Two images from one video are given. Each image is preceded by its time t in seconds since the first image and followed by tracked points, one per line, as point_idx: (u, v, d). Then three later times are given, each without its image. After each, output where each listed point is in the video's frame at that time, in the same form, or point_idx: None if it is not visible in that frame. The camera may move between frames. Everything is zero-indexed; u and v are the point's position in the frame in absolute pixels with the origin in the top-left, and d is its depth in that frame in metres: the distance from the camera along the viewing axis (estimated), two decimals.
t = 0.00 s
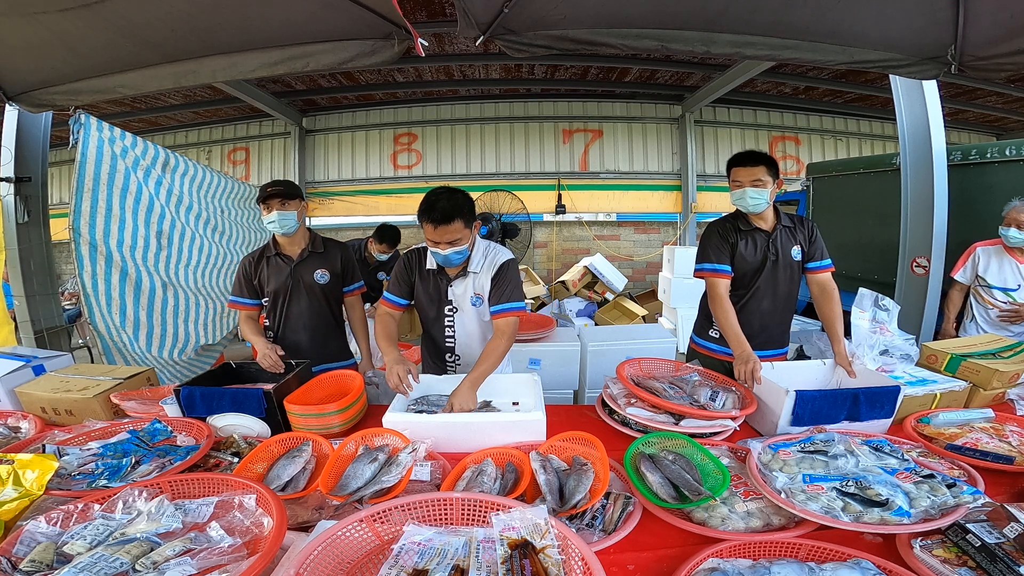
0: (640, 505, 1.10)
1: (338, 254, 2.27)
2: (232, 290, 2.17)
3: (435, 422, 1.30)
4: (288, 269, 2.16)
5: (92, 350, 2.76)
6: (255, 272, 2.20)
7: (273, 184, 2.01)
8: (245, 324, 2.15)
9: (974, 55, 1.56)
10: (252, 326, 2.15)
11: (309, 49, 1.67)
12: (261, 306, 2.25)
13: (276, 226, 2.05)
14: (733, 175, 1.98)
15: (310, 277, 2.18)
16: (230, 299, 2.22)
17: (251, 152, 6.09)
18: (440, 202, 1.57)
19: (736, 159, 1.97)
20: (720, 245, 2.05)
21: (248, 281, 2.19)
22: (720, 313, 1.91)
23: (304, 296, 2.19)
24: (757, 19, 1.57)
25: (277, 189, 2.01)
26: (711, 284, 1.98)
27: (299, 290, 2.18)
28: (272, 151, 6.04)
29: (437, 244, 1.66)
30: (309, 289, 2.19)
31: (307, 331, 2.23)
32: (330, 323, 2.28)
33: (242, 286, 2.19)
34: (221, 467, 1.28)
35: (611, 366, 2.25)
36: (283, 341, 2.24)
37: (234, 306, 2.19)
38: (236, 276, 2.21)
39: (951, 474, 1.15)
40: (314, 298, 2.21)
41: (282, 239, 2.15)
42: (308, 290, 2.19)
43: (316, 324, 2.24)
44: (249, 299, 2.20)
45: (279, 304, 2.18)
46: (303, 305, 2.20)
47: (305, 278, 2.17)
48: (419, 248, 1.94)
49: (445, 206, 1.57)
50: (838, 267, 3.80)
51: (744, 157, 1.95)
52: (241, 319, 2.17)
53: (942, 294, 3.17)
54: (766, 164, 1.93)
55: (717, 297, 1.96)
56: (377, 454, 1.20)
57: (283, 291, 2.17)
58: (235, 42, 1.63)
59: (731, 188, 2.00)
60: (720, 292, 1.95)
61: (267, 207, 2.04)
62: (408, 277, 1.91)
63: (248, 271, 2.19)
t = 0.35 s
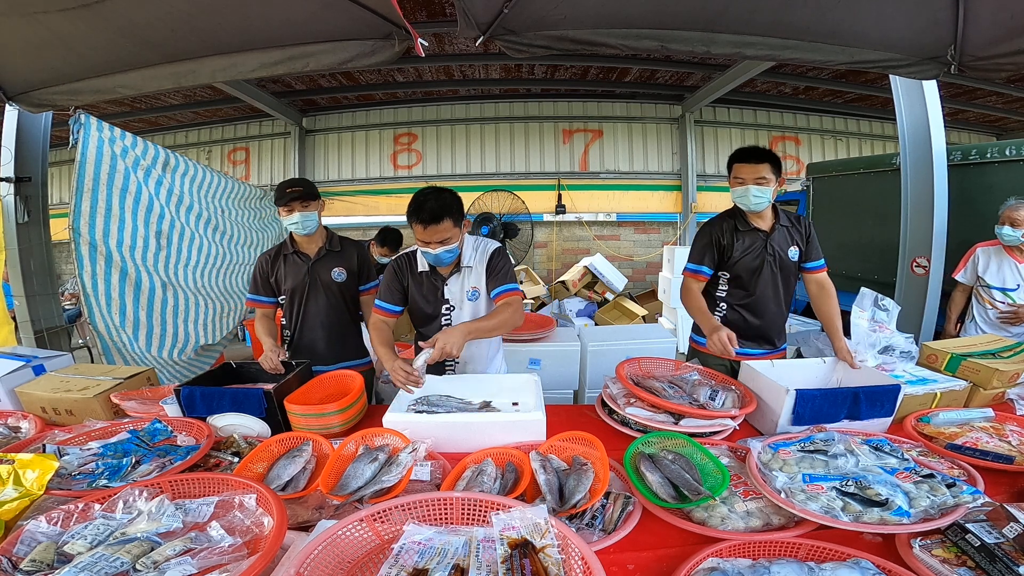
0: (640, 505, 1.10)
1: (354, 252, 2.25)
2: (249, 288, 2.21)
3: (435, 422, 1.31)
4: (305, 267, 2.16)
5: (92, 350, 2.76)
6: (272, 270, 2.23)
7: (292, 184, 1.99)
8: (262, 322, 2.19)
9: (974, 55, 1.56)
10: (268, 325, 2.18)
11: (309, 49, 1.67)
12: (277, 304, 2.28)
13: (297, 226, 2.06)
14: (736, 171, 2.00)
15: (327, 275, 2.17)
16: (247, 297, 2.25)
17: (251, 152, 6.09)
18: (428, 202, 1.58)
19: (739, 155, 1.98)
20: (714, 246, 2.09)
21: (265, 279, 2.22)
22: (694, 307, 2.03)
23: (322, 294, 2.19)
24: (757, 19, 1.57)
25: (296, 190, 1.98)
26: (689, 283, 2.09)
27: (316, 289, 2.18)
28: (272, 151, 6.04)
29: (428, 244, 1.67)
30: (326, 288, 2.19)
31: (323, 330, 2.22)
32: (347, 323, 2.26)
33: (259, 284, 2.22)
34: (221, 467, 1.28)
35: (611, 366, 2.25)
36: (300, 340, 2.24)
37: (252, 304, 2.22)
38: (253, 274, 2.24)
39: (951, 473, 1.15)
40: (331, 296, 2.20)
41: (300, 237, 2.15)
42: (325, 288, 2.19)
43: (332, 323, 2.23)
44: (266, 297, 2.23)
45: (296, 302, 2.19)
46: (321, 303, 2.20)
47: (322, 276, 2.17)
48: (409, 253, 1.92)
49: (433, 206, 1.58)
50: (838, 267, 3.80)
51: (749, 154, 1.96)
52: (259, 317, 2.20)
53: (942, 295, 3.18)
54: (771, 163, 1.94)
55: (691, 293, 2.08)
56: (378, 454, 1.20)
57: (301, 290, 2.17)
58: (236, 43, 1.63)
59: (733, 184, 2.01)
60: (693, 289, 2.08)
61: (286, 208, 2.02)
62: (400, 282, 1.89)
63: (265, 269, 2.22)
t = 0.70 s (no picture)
0: (640, 505, 1.10)
1: (357, 252, 2.25)
2: (252, 286, 2.21)
3: (435, 422, 1.31)
4: (308, 267, 2.16)
5: (92, 351, 2.77)
6: (274, 268, 2.23)
7: (297, 183, 1.99)
8: (265, 322, 2.18)
9: (974, 55, 1.56)
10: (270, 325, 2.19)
11: (309, 49, 1.67)
12: (280, 303, 2.27)
13: (301, 226, 2.05)
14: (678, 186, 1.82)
15: (330, 275, 2.17)
16: (251, 296, 2.26)
17: (251, 152, 6.09)
18: (424, 197, 1.60)
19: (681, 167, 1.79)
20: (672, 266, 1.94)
21: (268, 277, 2.23)
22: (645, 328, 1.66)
23: (324, 294, 2.20)
24: (756, 19, 1.57)
25: (302, 189, 1.99)
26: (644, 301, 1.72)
27: (318, 289, 2.18)
28: (272, 151, 6.04)
29: (415, 238, 1.65)
30: (328, 289, 2.19)
31: (324, 330, 2.23)
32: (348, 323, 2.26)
33: (262, 283, 2.23)
34: (221, 467, 1.28)
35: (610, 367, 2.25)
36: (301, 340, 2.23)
37: (255, 302, 2.23)
38: (257, 272, 2.25)
39: (951, 474, 1.15)
40: (333, 296, 2.21)
41: (304, 237, 2.14)
42: (327, 288, 2.19)
43: (334, 323, 2.23)
44: (269, 296, 2.23)
45: (298, 301, 2.19)
46: (323, 303, 2.20)
47: (324, 276, 2.17)
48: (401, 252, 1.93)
49: (427, 201, 1.59)
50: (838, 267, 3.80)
51: (693, 166, 1.77)
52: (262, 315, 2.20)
53: (943, 295, 3.18)
54: (718, 173, 1.77)
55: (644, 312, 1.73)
56: (378, 454, 1.20)
57: (303, 289, 2.18)
58: (236, 43, 1.63)
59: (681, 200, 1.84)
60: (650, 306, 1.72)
61: (291, 208, 2.02)
62: (388, 281, 1.90)
63: (268, 267, 2.22)
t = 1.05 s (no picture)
0: (640, 505, 1.10)
1: (345, 254, 2.25)
2: (239, 288, 2.19)
3: (435, 422, 1.31)
4: (294, 269, 2.16)
5: (92, 350, 2.77)
6: (261, 270, 2.22)
7: (283, 185, 1.99)
8: (253, 322, 2.17)
9: (974, 55, 1.56)
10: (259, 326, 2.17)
11: (309, 49, 1.67)
12: (268, 305, 2.27)
13: (287, 229, 2.06)
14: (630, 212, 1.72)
15: (316, 278, 2.17)
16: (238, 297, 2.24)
17: (251, 152, 6.09)
18: (432, 193, 1.59)
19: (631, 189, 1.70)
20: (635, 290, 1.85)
21: (255, 279, 2.21)
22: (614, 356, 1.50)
23: (310, 296, 2.20)
24: (757, 19, 1.57)
25: (288, 191, 1.99)
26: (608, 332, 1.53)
27: (304, 291, 2.18)
28: (272, 151, 6.05)
29: (436, 235, 1.64)
30: (315, 291, 2.19)
31: (311, 331, 2.23)
32: (334, 324, 2.27)
33: (250, 284, 2.21)
34: (221, 467, 1.28)
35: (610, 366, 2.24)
36: (289, 340, 2.25)
37: (242, 304, 2.21)
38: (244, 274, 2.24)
39: (951, 474, 1.15)
40: (320, 298, 2.21)
41: (291, 240, 2.15)
42: (313, 291, 2.19)
43: (321, 325, 2.24)
44: (256, 296, 2.21)
45: (285, 303, 2.19)
46: (310, 305, 2.20)
47: (310, 278, 2.17)
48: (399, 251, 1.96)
49: (436, 197, 1.59)
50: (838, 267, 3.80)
51: (642, 189, 1.68)
52: (250, 317, 2.19)
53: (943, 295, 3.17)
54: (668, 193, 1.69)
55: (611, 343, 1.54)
56: (377, 454, 1.20)
57: (289, 291, 2.17)
58: (237, 43, 1.63)
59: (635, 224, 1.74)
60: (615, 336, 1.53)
61: (277, 209, 2.03)
62: (388, 281, 1.94)
63: (255, 270, 2.21)
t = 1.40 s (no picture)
0: (640, 505, 1.10)
1: (332, 256, 2.27)
2: (224, 289, 2.16)
3: (435, 422, 1.31)
4: (281, 271, 2.15)
5: (92, 350, 2.77)
6: (247, 272, 2.19)
7: (274, 188, 1.97)
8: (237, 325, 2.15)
9: (974, 55, 1.56)
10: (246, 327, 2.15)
11: (309, 50, 1.67)
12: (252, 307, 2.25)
13: (278, 231, 2.04)
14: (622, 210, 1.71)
15: (303, 280, 2.18)
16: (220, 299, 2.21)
17: (251, 153, 6.09)
18: (435, 190, 1.59)
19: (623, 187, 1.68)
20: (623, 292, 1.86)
21: (240, 281, 2.19)
22: (607, 362, 1.57)
23: (297, 298, 2.19)
24: (757, 19, 1.56)
25: (279, 194, 1.97)
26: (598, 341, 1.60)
27: (291, 292, 2.18)
28: (272, 151, 6.05)
29: (443, 231, 1.65)
30: (302, 292, 2.19)
31: (298, 332, 2.23)
32: (320, 325, 2.27)
33: (234, 286, 2.18)
34: (221, 467, 1.28)
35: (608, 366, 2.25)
36: (275, 341, 2.24)
37: (225, 305, 2.19)
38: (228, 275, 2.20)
39: (951, 474, 1.15)
40: (307, 300, 2.21)
41: (277, 242, 2.14)
42: (300, 292, 2.19)
43: (307, 326, 2.23)
44: (240, 299, 2.19)
45: (271, 305, 2.18)
46: (296, 307, 2.20)
47: (298, 280, 2.17)
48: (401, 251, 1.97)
49: (440, 194, 1.59)
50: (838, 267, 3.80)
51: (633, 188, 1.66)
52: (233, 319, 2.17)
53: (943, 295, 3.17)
54: (660, 191, 1.67)
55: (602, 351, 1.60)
56: (377, 454, 1.20)
57: (275, 293, 2.16)
58: (236, 43, 1.63)
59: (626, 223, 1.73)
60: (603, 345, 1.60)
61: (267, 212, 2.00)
62: (391, 282, 1.98)
63: (240, 271, 2.18)
